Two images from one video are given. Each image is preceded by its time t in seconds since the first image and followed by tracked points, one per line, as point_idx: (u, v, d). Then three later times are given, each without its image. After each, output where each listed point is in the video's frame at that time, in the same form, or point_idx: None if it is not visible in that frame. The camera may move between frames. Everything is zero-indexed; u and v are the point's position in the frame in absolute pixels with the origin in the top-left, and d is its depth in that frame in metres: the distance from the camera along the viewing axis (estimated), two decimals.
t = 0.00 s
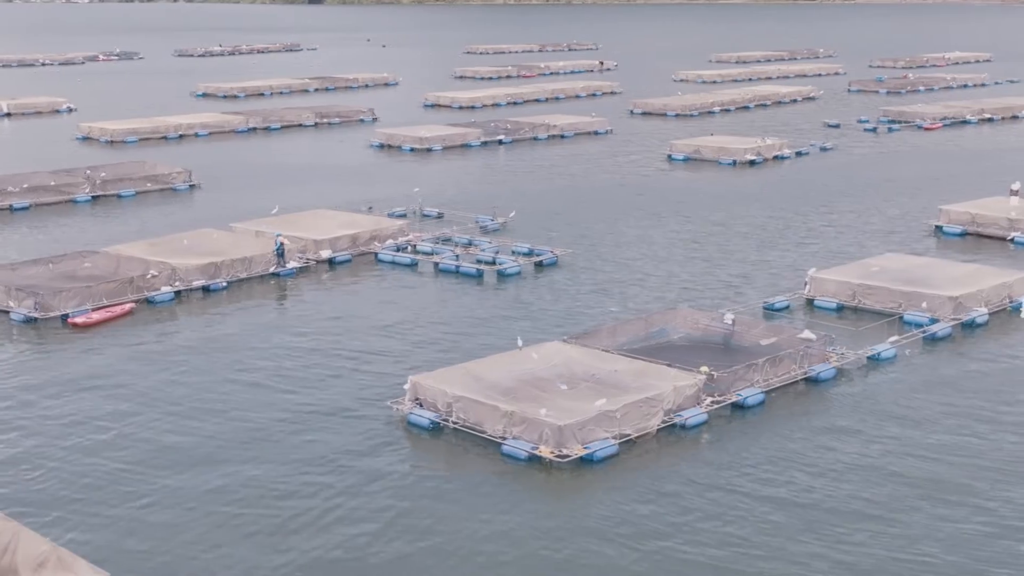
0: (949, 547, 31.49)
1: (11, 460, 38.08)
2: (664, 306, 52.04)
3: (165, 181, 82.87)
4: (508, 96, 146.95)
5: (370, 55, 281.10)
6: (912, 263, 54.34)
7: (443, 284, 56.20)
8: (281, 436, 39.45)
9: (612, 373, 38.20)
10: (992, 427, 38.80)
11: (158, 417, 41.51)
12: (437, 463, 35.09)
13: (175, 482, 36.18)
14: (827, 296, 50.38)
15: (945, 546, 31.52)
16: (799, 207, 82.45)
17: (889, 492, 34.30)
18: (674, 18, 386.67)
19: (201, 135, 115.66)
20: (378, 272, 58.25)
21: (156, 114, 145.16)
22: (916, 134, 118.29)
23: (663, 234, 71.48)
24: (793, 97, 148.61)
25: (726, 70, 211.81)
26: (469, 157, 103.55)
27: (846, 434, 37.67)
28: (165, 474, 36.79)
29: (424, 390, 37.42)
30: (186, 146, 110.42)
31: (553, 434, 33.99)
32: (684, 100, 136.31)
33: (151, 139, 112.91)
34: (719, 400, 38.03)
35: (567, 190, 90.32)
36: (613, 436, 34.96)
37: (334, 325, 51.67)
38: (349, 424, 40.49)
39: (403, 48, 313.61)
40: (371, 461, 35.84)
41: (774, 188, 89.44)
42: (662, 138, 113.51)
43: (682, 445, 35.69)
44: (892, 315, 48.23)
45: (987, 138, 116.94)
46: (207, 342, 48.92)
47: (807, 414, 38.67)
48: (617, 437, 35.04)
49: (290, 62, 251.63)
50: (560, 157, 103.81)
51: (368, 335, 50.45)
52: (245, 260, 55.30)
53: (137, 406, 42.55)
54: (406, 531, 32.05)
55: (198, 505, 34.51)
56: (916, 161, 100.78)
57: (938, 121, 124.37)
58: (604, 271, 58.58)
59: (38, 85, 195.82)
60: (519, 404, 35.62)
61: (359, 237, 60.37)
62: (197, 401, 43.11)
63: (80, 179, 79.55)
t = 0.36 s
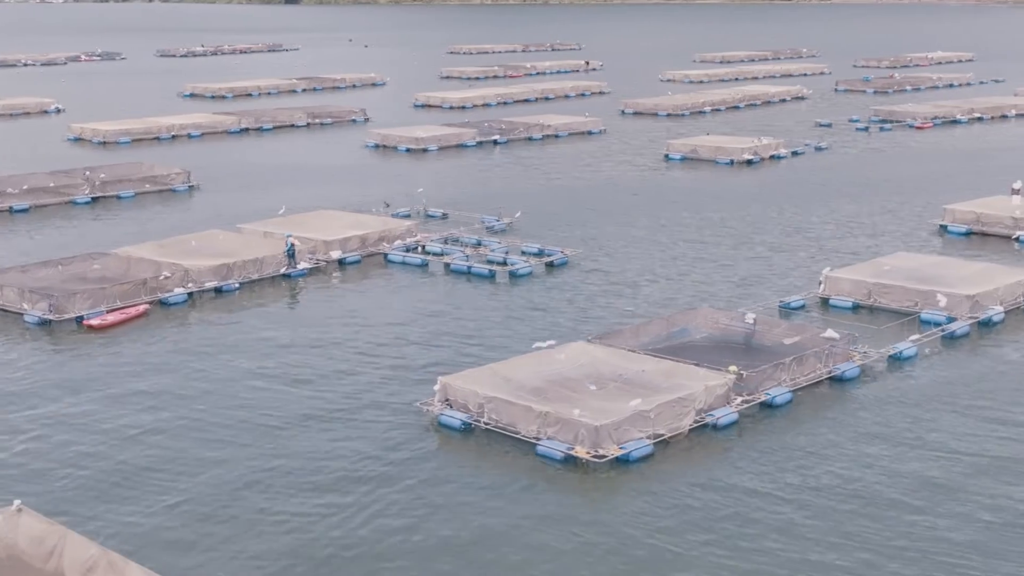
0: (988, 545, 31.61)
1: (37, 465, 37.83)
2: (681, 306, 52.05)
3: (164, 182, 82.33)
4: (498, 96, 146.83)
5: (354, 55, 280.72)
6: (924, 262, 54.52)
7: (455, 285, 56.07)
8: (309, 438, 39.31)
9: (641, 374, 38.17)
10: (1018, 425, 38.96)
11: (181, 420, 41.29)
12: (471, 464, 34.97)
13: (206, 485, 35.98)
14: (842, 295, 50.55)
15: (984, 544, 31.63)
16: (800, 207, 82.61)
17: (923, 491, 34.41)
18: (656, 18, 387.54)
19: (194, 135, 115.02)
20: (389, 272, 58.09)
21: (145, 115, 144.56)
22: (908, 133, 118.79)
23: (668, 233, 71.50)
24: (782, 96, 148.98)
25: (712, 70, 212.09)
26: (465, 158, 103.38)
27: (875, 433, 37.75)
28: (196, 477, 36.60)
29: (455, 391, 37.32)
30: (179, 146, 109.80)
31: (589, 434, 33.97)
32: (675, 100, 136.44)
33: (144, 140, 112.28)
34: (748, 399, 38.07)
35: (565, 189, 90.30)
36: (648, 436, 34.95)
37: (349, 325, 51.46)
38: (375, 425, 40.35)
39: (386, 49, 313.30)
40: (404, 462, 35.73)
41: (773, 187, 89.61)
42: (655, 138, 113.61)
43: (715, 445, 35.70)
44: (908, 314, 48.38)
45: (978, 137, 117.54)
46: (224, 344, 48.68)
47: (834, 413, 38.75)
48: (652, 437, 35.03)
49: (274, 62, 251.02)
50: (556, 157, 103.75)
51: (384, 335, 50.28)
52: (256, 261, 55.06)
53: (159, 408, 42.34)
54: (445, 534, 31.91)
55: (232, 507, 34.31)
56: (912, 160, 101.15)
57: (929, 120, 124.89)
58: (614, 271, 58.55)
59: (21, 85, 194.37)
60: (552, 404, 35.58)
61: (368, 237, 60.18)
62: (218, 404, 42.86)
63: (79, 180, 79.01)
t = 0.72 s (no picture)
0: None
1: (66, 468, 37.53)
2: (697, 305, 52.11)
3: (164, 183, 81.85)
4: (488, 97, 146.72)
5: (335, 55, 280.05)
6: (937, 260, 54.76)
7: (469, 285, 55.97)
8: (338, 439, 39.14)
9: (673, 373, 38.18)
10: None
11: (208, 422, 41.07)
12: (509, 464, 34.89)
13: (241, 485, 35.77)
14: (859, 294, 50.74)
15: None
16: (800, 206, 82.79)
17: (959, 489, 34.53)
18: (636, 18, 388.25)
19: (187, 136, 114.39)
20: (401, 273, 57.92)
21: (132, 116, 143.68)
22: (899, 132, 119.32)
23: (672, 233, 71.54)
24: (770, 96, 149.42)
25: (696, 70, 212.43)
26: (461, 158, 103.25)
27: (906, 432, 37.84)
28: (229, 478, 36.40)
29: (488, 391, 37.24)
30: (172, 148, 109.21)
31: (629, 435, 33.94)
32: (665, 100, 136.64)
33: (136, 141, 111.56)
34: (780, 399, 38.11)
35: (564, 189, 90.31)
36: (686, 436, 34.94)
37: (365, 326, 51.27)
38: (404, 425, 40.21)
39: (367, 49, 312.69)
40: (440, 462, 35.62)
41: (771, 187, 89.81)
42: (649, 138, 113.76)
43: (751, 444, 35.73)
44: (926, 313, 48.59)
45: (968, 137, 118.20)
46: (243, 345, 48.46)
47: (864, 411, 38.84)
48: (690, 437, 35.02)
49: (256, 62, 250.14)
50: (552, 157, 103.71)
51: (402, 335, 50.13)
52: (269, 262, 54.81)
53: (184, 410, 42.08)
54: (489, 533, 31.83)
55: (269, 508, 34.13)
56: (906, 160, 101.56)
57: (919, 119, 125.46)
58: (627, 270, 58.57)
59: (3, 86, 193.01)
60: (589, 404, 35.53)
61: (378, 238, 60.00)
62: (243, 405, 42.65)
63: (79, 182, 78.49)
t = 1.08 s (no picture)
0: None
1: (95, 470, 37.32)
2: (712, 304, 52.15)
3: (163, 185, 81.42)
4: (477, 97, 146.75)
5: (318, 56, 279.53)
6: (948, 259, 55.01)
7: (481, 285, 55.92)
8: (366, 441, 39.07)
9: (701, 372, 38.28)
10: None
11: (233, 424, 40.92)
12: (544, 465, 34.90)
13: (274, 487, 35.65)
14: (874, 293, 50.95)
15: None
16: (799, 204, 82.98)
17: (992, 484, 34.68)
18: (617, 19, 388.85)
19: (179, 137, 113.81)
20: (411, 274, 57.83)
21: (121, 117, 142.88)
22: (890, 131, 119.82)
23: (676, 232, 71.65)
24: (759, 96, 149.82)
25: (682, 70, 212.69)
26: (457, 158, 103.13)
27: (935, 428, 38.00)
28: (260, 479, 36.29)
29: (519, 392, 37.25)
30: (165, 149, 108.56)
31: (665, 434, 34.00)
32: (656, 100, 136.83)
33: (129, 142, 110.87)
34: (808, 398, 38.22)
35: (562, 189, 90.32)
36: (720, 435, 35.02)
37: (380, 326, 51.18)
38: (432, 425, 40.17)
39: (350, 49, 312.17)
40: (473, 462, 35.61)
41: (769, 186, 90.02)
42: (643, 137, 113.89)
43: (783, 444, 35.85)
44: (941, 311, 48.86)
45: (959, 136, 118.77)
46: (260, 347, 48.28)
47: (891, 408, 38.99)
48: (724, 437, 35.11)
49: (240, 62, 249.40)
50: (547, 157, 103.73)
51: (419, 334, 50.07)
52: (281, 263, 54.64)
53: (207, 413, 41.92)
54: (530, 534, 31.81)
55: (304, 510, 34.03)
56: (900, 159, 101.98)
57: (910, 118, 126.00)
58: (637, 269, 58.63)
59: None
60: (622, 404, 35.58)
61: (388, 238, 59.88)
62: (266, 407, 42.51)
63: (78, 183, 78.00)
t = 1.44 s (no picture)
0: None
1: (123, 474, 37.14)
2: (726, 302, 52.23)
3: (161, 185, 80.93)
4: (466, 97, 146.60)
5: (300, 57, 278.92)
6: (958, 257, 55.30)
7: (493, 285, 55.87)
8: (394, 442, 38.99)
9: (729, 371, 38.34)
10: None
11: (258, 426, 40.78)
12: (578, 465, 34.90)
13: (305, 490, 35.54)
14: (886, 292, 51.23)
15: None
16: (798, 202, 83.23)
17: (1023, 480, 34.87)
18: (597, 19, 389.57)
19: (170, 138, 113.18)
20: (421, 275, 57.73)
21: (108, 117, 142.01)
22: (881, 131, 120.39)
23: (680, 229, 71.75)
24: (747, 95, 150.29)
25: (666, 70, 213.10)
26: (452, 158, 103.00)
27: (961, 425, 38.17)
28: (291, 482, 36.15)
29: (549, 392, 37.26)
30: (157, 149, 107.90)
31: (700, 433, 34.05)
32: (645, 100, 137.03)
33: (121, 142, 110.10)
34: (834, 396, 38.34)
35: (560, 188, 90.42)
36: (753, 434, 35.11)
37: (395, 327, 51.07)
38: (458, 425, 40.12)
39: (332, 48, 311.65)
40: (506, 463, 35.57)
41: (765, 185, 90.28)
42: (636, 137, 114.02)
43: (814, 442, 35.94)
44: (955, 309, 49.13)
45: (948, 134, 119.56)
46: (277, 348, 48.15)
47: (916, 406, 39.15)
48: (757, 435, 35.18)
49: (223, 63, 248.70)
50: (542, 157, 103.73)
51: (434, 335, 49.99)
52: (292, 264, 54.44)
53: (230, 415, 41.78)
54: (570, 534, 31.80)
55: (339, 512, 33.93)
56: (894, 158, 102.46)
57: (899, 118, 126.62)
58: (647, 268, 58.68)
59: None
60: (654, 404, 35.62)
61: (396, 239, 59.77)
62: (289, 408, 42.38)
63: (76, 184, 77.45)
